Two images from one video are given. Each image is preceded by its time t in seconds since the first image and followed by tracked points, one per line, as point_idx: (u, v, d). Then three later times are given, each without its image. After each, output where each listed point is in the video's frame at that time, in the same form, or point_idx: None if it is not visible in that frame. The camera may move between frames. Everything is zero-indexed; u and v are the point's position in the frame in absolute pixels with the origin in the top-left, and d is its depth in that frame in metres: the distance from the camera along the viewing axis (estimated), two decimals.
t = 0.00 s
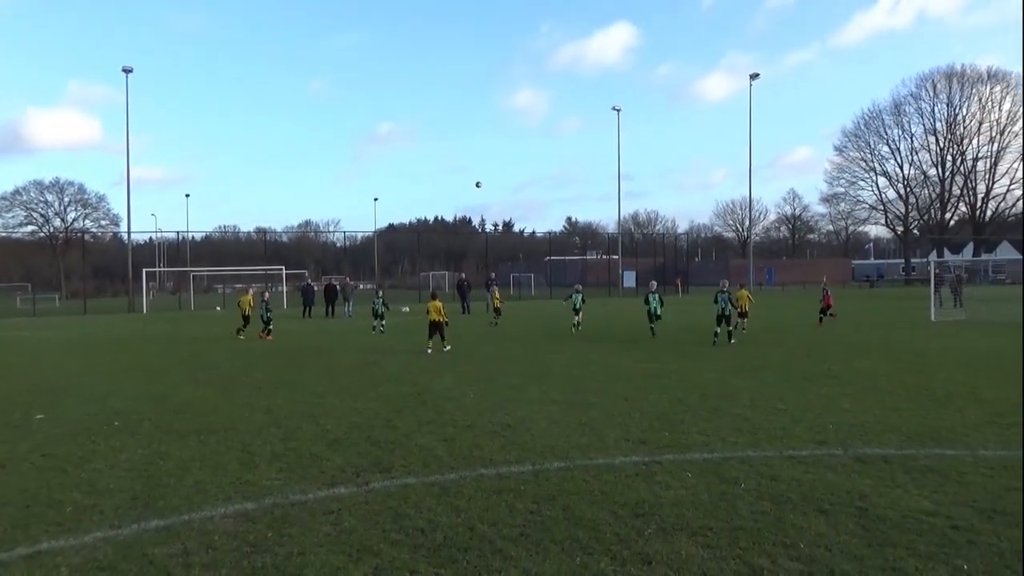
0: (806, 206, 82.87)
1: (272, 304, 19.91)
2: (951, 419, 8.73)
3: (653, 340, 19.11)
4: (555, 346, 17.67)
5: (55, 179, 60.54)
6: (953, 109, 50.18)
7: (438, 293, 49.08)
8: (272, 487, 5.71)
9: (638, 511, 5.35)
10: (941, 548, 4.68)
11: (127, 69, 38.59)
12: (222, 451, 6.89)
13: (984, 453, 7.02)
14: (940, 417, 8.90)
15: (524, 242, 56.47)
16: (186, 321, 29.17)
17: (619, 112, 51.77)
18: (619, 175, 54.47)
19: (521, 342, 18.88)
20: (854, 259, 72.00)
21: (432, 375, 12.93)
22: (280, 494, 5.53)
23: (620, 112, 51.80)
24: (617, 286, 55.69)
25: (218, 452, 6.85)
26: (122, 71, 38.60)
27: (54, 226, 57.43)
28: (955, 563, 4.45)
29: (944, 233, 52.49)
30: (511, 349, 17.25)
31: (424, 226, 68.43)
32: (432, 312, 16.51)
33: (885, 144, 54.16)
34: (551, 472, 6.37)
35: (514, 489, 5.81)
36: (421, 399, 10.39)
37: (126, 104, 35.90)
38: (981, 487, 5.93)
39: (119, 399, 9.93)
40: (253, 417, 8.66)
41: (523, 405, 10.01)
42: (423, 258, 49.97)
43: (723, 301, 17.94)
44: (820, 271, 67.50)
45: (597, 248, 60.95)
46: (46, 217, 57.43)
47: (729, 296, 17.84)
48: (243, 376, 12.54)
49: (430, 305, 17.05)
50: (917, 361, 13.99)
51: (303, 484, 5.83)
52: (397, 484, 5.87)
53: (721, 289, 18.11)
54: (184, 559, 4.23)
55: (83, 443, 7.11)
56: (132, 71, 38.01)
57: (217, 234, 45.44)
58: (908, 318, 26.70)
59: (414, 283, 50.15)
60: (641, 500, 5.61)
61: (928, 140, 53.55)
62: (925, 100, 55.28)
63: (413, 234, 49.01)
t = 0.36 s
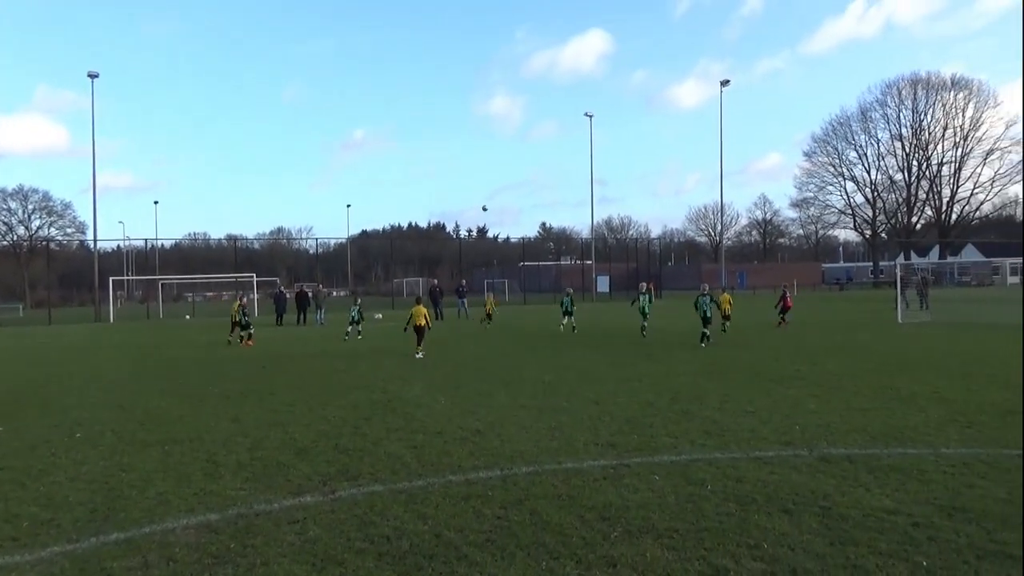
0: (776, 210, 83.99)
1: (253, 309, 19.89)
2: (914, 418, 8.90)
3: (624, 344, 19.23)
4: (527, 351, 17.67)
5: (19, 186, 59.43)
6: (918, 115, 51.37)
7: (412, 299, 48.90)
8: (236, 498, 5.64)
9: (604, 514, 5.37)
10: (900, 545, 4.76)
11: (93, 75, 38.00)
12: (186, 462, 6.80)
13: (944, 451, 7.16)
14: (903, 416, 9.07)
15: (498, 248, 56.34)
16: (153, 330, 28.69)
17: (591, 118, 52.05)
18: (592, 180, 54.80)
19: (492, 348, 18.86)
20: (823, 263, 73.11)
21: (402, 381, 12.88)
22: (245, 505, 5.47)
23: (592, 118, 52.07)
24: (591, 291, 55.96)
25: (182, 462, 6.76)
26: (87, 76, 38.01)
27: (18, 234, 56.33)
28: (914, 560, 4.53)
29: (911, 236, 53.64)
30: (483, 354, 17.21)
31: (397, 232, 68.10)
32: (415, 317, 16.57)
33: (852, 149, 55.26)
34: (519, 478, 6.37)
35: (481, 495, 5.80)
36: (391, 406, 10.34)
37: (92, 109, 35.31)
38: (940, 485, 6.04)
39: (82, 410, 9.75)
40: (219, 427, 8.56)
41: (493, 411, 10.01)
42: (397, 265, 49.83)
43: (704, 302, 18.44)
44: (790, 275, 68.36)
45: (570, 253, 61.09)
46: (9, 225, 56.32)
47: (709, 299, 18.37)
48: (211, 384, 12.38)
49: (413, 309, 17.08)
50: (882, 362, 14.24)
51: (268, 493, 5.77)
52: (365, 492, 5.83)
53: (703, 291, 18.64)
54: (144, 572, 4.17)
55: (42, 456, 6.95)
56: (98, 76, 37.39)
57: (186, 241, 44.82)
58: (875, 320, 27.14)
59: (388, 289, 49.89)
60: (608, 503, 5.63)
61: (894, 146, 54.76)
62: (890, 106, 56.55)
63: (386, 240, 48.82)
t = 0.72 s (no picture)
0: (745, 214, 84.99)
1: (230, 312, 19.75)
2: (878, 417, 9.08)
3: (594, 347, 19.32)
4: (499, 356, 17.65)
5: None
6: (881, 121, 52.51)
7: (382, 304, 48.65)
8: (202, 506, 5.57)
9: (574, 517, 5.39)
10: (864, 542, 4.84)
11: (54, 79, 37.29)
12: (151, 471, 6.70)
13: (907, 450, 7.31)
14: (868, 415, 9.25)
15: (469, 252, 56.26)
16: (116, 337, 28.13)
17: (562, 122, 52.30)
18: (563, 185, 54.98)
19: (462, 352, 18.83)
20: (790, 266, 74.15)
21: (372, 387, 12.80)
22: (212, 513, 5.40)
23: (563, 123, 52.32)
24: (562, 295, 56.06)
25: (147, 472, 6.66)
26: (49, 79, 37.27)
27: None
28: (877, 556, 4.61)
29: (875, 239, 54.72)
30: (454, 359, 17.17)
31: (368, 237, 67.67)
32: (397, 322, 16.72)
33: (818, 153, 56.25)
34: (489, 482, 6.37)
35: (452, 499, 5.80)
36: (362, 412, 10.28)
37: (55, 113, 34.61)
38: (902, 483, 6.16)
39: (43, 419, 9.55)
40: (185, 435, 8.44)
41: (464, 415, 10.00)
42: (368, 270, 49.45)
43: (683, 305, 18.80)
44: (758, 278, 69.23)
45: (541, 257, 61.22)
46: None
47: (687, 302, 18.67)
48: (177, 392, 12.21)
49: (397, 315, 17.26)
50: (848, 363, 14.49)
51: (235, 502, 5.70)
52: (334, 498, 5.80)
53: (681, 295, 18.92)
54: None
55: (2, 468, 6.80)
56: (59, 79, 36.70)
57: (152, 247, 44.09)
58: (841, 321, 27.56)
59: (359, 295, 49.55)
60: (579, 505, 5.66)
61: (859, 150, 55.85)
62: (855, 112, 57.69)
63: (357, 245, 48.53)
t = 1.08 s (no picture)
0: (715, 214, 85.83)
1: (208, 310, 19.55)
2: (842, 414, 9.25)
3: (564, 345, 19.35)
4: (469, 354, 17.64)
5: None
6: (849, 124, 53.41)
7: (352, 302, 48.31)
8: (166, 507, 5.49)
9: (542, 514, 5.41)
10: (825, 537, 4.93)
11: (15, 70, 36.43)
12: (113, 470, 6.59)
13: (868, 446, 7.45)
14: (832, 412, 9.41)
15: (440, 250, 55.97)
16: (79, 335, 27.55)
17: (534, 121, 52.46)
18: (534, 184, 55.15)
19: (432, 350, 18.76)
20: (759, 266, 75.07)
21: (340, 385, 12.72)
22: (175, 513, 5.33)
23: (535, 121, 52.49)
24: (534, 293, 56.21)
25: (108, 472, 6.55)
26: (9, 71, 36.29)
27: None
28: (837, 551, 4.70)
29: (841, 240, 55.61)
30: (424, 357, 17.11)
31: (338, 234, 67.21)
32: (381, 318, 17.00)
33: (787, 154, 57.04)
34: (457, 480, 6.37)
35: (420, 498, 5.78)
36: (330, 410, 10.21)
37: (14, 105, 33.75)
38: (862, 478, 6.29)
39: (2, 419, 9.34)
40: (148, 434, 8.32)
41: (433, 413, 9.98)
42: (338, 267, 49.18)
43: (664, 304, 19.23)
44: (727, 276, 69.95)
45: (513, 255, 61.20)
46: None
47: (669, 301, 18.98)
48: (140, 391, 12.01)
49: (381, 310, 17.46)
50: (813, 361, 14.71)
51: (199, 501, 5.63)
52: (300, 497, 5.76)
53: (663, 293, 19.22)
54: None
55: None
56: (20, 71, 35.82)
57: (117, 243, 43.27)
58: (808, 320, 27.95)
59: (329, 292, 49.11)
60: (546, 503, 5.68)
61: (826, 152, 56.72)
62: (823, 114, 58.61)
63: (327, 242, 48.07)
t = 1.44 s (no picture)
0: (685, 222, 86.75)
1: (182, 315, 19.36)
2: (807, 421, 9.38)
3: (535, 352, 19.37)
4: (439, 361, 17.59)
5: None
6: (816, 134, 54.37)
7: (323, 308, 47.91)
8: (129, 517, 5.39)
9: (512, 522, 5.40)
10: (791, 543, 4.99)
11: None
12: (74, 480, 6.45)
13: (833, 453, 7.57)
14: (798, 419, 9.54)
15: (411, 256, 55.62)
16: (39, 341, 26.90)
17: (506, 127, 52.61)
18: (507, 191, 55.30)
19: (403, 357, 18.66)
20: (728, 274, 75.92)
21: (309, 392, 12.59)
22: (138, 524, 5.24)
23: (507, 128, 52.64)
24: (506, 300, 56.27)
25: (68, 482, 6.41)
26: None
27: None
28: (802, 557, 4.76)
29: (809, 248, 56.47)
30: (394, 364, 17.02)
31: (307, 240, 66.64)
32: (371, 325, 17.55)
33: (756, 164, 57.81)
34: (427, 488, 6.34)
35: (389, 506, 5.75)
36: (299, 417, 10.11)
37: None
38: (827, 485, 6.37)
39: None
40: (111, 443, 8.15)
41: (403, 420, 9.92)
42: (309, 272, 48.72)
43: (643, 311, 19.77)
44: (697, 284, 70.58)
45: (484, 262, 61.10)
46: None
47: (648, 308, 19.56)
48: (103, 398, 11.77)
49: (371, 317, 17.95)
50: (780, 369, 14.90)
51: (163, 511, 5.54)
52: (267, 507, 5.68)
53: (641, 301, 19.78)
54: None
55: None
56: None
57: (80, 247, 42.36)
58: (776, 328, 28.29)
59: (299, 298, 48.60)
60: (516, 511, 5.68)
61: (794, 162, 57.67)
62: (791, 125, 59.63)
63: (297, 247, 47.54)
